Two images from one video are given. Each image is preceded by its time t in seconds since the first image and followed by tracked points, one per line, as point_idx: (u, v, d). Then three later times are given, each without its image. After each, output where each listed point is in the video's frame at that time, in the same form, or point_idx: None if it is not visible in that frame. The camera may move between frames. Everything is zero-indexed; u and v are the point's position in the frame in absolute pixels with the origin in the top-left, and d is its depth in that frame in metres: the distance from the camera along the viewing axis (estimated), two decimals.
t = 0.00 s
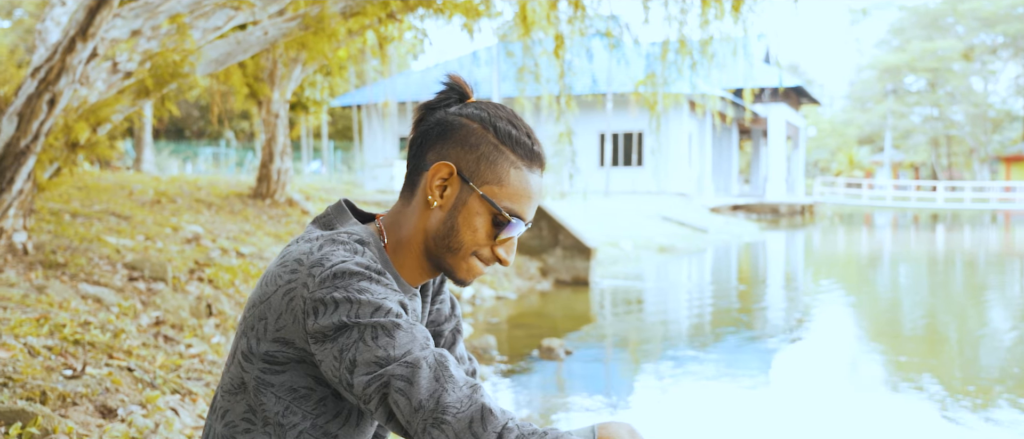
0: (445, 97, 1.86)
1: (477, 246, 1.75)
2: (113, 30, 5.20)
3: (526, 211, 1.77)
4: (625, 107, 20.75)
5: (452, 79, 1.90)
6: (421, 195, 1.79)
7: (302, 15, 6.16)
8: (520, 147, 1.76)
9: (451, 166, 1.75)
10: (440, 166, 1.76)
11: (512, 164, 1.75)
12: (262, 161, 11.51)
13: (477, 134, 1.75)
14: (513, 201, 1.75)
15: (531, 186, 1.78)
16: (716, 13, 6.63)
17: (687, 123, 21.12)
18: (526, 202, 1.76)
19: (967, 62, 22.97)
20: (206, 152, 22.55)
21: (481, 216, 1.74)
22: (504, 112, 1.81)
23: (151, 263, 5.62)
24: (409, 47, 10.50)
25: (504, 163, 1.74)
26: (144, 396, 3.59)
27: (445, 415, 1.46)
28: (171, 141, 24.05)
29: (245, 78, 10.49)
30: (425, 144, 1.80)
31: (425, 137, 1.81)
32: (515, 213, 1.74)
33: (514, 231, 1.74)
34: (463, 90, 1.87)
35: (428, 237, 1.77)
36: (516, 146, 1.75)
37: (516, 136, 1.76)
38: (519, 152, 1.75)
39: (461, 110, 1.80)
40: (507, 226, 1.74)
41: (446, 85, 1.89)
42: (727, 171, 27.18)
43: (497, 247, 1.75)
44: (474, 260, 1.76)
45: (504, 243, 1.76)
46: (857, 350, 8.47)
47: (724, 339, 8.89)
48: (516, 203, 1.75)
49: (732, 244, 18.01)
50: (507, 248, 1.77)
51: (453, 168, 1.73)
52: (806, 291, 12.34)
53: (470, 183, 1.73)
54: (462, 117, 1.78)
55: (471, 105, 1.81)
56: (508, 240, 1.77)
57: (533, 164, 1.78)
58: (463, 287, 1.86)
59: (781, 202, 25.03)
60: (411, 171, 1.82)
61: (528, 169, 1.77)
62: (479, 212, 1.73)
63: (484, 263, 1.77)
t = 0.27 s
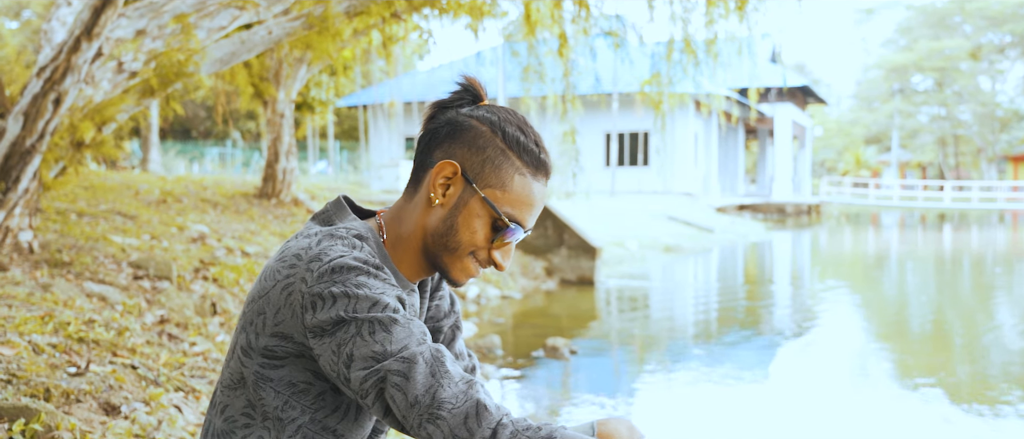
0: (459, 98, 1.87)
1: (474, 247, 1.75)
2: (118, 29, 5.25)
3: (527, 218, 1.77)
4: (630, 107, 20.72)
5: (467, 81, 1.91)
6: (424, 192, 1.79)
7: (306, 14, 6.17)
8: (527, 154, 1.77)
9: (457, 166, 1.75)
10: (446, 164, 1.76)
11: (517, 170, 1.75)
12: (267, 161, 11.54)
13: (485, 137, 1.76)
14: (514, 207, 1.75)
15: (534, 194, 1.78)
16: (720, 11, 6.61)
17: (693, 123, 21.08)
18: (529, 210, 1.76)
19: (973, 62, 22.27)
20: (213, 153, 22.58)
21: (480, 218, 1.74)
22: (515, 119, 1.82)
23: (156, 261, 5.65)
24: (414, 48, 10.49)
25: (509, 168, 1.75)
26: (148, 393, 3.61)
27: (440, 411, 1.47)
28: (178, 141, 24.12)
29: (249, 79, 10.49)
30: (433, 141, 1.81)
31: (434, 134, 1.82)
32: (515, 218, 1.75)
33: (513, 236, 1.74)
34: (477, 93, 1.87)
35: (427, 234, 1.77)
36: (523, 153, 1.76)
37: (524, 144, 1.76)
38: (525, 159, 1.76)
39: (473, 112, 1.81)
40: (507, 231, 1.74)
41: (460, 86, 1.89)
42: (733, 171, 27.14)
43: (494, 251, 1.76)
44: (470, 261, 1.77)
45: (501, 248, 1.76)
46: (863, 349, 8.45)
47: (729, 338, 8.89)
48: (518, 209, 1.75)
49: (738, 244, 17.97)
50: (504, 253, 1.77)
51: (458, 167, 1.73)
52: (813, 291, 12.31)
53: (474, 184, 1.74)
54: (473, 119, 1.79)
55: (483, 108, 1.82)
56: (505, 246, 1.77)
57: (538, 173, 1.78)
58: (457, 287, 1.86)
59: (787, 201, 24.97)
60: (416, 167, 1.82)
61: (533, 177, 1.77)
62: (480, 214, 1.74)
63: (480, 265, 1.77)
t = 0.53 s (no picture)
0: (472, 100, 1.85)
1: (469, 253, 1.76)
2: (120, 28, 5.32)
3: (524, 229, 1.78)
4: (634, 107, 20.72)
5: (482, 82, 1.90)
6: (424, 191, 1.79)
7: (309, 14, 6.18)
8: (532, 166, 1.76)
9: (461, 170, 1.74)
10: (450, 167, 1.76)
11: (519, 181, 1.75)
12: (271, 161, 11.57)
13: (493, 144, 1.75)
14: (512, 217, 1.75)
15: (535, 204, 1.78)
16: (725, 11, 6.61)
17: (697, 123, 21.07)
18: (528, 222, 1.76)
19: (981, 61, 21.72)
20: (217, 153, 22.60)
21: (477, 224, 1.74)
22: (525, 127, 1.81)
23: (159, 260, 5.68)
24: (420, 48, 10.51)
25: (512, 179, 1.74)
26: (149, 391, 3.64)
27: (433, 407, 1.48)
28: (182, 142, 24.17)
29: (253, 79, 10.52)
30: (440, 139, 1.80)
31: (443, 133, 1.80)
32: (513, 230, 1.75)
33: (507, 245, 1.75)
34: (490, 96, 1.87)
35: (423, 233, 1.78)
36: (529, 164, 1.76)
37: (530, 155, 1.76)
38: (529, 172, 1.76)
39: (483, 117, 1.80)
40: (502, 240, 1.75)
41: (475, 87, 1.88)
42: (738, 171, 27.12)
43: (487, 257, 1.76)
44: (462, 263, 1.78)
45: (494, 258, 1.76)
46: (867, 350, 8.44)
47: (732, 338, 8.88)
48: (516, 219, 1.75)
49: (742, 244, 17.98)
50: (496, 260, 1.78)
51: (461, 171, 1.73)
52: (817, 291, 12.32)
53: (475, 191, 1.74)
54: (483, 124, 1.78)
55: (494, 112, 1.81)
56: (499, 256, 1.78)
57: (541, 186, 1.79)
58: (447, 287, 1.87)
59: (792, 202, 24.93)
60: (420, 164, 1.82)
61: (535, 191, 1.78)
62: (478, 221, 1.74)
63: (473, 272, 1.78)
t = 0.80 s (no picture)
0: (490, 110, 1.85)
1: (462, 263, 1.75)
2: (124, 27, 5.39)
3: (523, 246, 1.76)
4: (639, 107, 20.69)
5: (503, 94, 1.88)
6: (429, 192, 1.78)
7: (311, 13, 6.20)
8: (539, 184, 1.75)
9: (467, 179, 1.73)
10: (457, 174, 1.75)
11: (524, 197, 1.74)
12: (275, 160, 11.59)
13: (501, 158, 1.74)
14: (511, 231, 1.74)
15: (537, 222, 1.77)
16: (729, 9, 6.58)
17: (702, 123, 21.04)
18: (527, 239, 1.75)
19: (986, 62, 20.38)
20: (222, 152, 22.61)
21: (475, 234, 1.73)
22: (538, 144, 1.80)
23: (162, 258, 5.71)
24: (422, 47, 10.49)
25: (516, 195, 1.73)
26: (149, 388, 3.68)
27: (425, 405, 1.47)
28: (188, 141, 24.24)
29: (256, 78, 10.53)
30: (453, 144, 1.79)
31: (455, 138, 1.80)
32: (509, 246, 1.74)
33: (502, 258, 1.73)
34: (508, 107, 1.87)
35: (420, 235, 1.77)
36: (535, 181, 1.74)
37: (538, 173, 1.75)
38: (533, 192, 1.74)
39: (498, 129, 1.78)
40: (498, 253, 1.73)
41: (496, 99, 1.87)
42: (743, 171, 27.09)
43: (481, 267, 1.75)
44: (456, 270, 1.77)
45: (487, 271, 1.75)
46: (871, 350, 8.44)
47: (737, 338, 8.88)
48: (515, 235, 1.74)
49: (747, 245, 17.94)
50: (490, 272, 1.77)
51: (466, 179, 1.72)
52: (822, 291, 12.30)
53: (478, 201, 1.72)
54: (497, 137, 1.77)
55: (509, 124, 1.80)
56: (492, 269, 1.77)
57: (544, 206, 1.77)
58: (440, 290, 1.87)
59: (797, 202, 24.88)
60: (430, 164, 1.81)
61: (538, 211, 1.76)
62: (476, 232, 1.73)
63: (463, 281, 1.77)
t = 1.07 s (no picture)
0: (499, 116, 1.84)
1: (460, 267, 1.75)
2: (128, 26, 5.43)
3: (523, 253, 1.76)
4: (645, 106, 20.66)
5: (513, 99, 1.88)
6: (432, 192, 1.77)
7: (316, 11, 6.21)
8: (542, 192, 1.74)
9: (472, 183, 1.72)
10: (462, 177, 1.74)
11: (527, 204, 1.73)
12: (280, 160, 11.62)
13: (507, 165, 1.73)
14: (512, 238, 1.73)
15: (537, 231, 1.77)
16: (735, 9, 6.57)
17: (708, 123, 20.99)
18: (527, 246, 1.74)
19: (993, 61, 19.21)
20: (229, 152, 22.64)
21: (475, 237, 1.73)
22: (544, 153, 1.79)
23: (167, 256, 5.74)
24: (427, 47, 10.46)
25: (519, 203, 1.72)
26: (153, 385, 3.76)
27: (419, 403, 1.48)
28: (195, 141, 24.31)
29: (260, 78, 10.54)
30: (460, 146, 1.78)
31: (463, 140, 1.79)
32: (510, 253, 1.74)
33: (500, 264, 1.73)
34: (518, 113, 1.86)
35: (420, 235, 1.77)
36: (539, 190, 1.74)
37: (542, 182, 1.74)
38: (537, 202, 1.74)
39: (506, 134, 1.78)
40: (497, 258, 1.74)
41: (507, 103, 1.87)
42: (749, 171, 27.04)
43: (478, 271, 1.76)
44: (454, 272, 1.77)
45: (485, 276, 1.76)
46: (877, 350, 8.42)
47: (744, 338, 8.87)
48: (515, 242, 1.74)
49: (754, 244, 17.91)
50: (488, 276, 1.77)
51: (470, 183, 1.71)
52: (829, 291, 12.28)
53: (481, 206, 1.72)
54: (504, 143, 1.76)
55: (517, 131, 1.79)
56: (490, 274, 1.77)
57: (546, 216, 1.77)
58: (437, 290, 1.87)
59: (804, 202, 24.82)
60: (435, 165, 1.80)
61: (540, 220, 1.76)
62: (477, 237, 1.73)
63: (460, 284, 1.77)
